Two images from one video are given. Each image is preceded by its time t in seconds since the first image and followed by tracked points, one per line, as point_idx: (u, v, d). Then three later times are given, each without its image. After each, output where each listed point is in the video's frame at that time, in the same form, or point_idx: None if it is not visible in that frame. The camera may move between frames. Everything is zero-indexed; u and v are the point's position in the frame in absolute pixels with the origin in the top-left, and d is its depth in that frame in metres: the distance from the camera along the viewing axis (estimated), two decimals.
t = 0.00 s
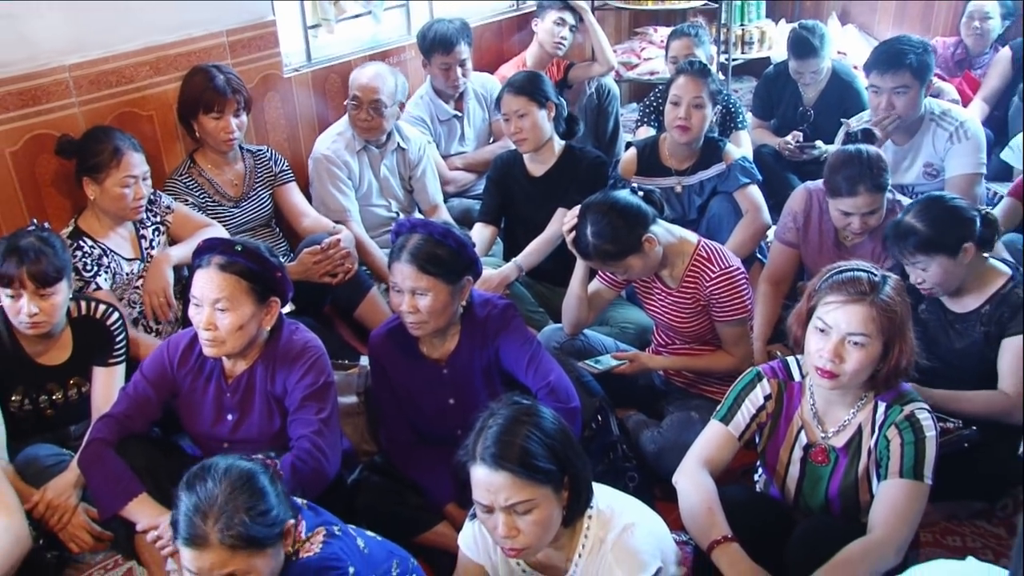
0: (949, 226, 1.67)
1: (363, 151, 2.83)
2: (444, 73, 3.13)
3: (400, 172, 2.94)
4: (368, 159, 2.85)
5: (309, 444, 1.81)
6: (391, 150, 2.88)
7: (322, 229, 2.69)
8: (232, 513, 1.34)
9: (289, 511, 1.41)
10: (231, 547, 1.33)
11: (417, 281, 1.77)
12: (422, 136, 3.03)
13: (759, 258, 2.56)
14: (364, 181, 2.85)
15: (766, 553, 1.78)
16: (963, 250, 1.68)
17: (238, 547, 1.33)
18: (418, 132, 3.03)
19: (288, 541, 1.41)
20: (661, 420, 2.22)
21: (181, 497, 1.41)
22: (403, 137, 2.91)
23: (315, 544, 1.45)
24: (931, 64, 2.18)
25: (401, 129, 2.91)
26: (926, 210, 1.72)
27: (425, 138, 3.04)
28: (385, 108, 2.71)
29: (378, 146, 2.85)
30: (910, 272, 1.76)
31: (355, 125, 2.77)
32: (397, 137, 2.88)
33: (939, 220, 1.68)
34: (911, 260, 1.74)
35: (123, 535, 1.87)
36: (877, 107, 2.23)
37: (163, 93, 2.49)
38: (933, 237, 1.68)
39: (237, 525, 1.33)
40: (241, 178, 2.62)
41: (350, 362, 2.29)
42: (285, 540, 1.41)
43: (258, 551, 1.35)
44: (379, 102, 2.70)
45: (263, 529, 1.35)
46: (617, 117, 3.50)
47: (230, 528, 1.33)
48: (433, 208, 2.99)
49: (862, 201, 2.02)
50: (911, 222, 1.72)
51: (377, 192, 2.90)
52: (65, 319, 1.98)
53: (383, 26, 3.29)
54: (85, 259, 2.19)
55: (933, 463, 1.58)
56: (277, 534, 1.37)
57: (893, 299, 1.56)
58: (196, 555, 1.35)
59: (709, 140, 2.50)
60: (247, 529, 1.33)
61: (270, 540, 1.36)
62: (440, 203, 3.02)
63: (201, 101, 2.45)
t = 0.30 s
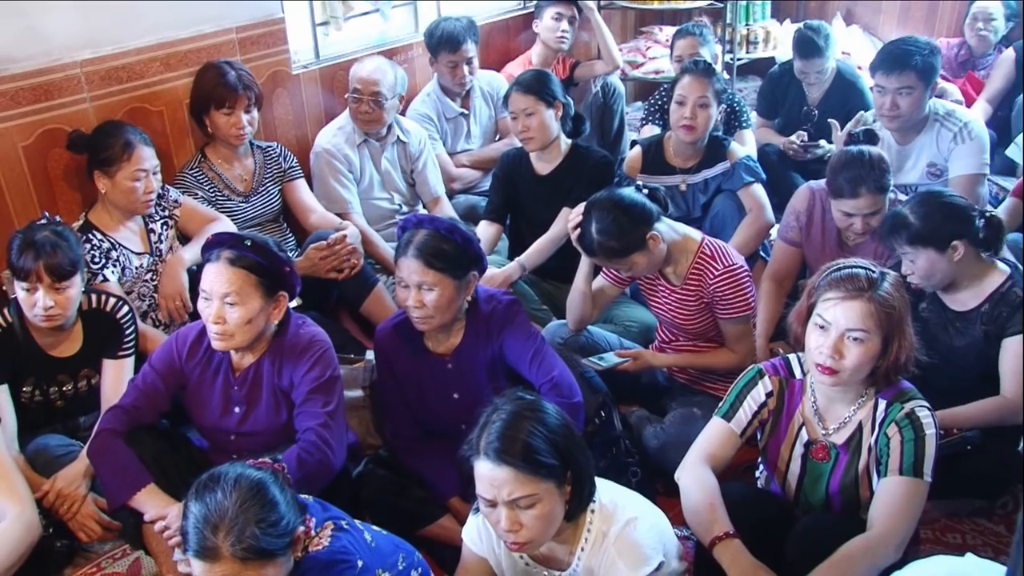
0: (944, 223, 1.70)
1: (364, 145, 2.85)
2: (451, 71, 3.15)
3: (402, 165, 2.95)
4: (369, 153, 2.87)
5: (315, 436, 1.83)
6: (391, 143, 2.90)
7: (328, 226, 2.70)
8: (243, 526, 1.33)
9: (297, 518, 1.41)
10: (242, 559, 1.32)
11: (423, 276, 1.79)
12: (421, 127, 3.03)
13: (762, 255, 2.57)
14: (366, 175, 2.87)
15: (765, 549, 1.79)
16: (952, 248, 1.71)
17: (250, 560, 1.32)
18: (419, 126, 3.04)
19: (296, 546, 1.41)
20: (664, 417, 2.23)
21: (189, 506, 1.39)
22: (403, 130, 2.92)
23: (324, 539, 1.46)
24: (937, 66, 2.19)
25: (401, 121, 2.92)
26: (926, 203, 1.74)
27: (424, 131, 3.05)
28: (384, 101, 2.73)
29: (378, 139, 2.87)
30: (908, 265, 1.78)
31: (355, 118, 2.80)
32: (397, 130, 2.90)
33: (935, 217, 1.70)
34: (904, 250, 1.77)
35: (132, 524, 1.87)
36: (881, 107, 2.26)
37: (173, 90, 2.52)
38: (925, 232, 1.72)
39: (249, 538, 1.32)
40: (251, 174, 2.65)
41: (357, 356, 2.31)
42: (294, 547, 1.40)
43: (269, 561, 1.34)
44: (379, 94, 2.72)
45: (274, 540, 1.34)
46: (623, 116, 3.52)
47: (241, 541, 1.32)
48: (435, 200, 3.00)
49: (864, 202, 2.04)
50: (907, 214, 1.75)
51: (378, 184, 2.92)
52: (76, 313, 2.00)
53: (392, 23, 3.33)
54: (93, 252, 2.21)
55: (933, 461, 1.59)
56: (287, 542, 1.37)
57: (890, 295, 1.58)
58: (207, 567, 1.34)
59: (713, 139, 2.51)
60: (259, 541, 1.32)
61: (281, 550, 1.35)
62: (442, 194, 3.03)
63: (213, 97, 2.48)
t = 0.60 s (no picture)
0: (959, 210, 1.72)
1: (365, 134, 2.86)
2: (460, 62, 3.15)
3: (405, 153, 2.96)
4: (371, 143, 2.88)
5: (323, 424, 1.85)
6: (392, 132, 2.90)
7: (341, 213, 2.72)
8: (247, 510, 1.35)
9: (303, 503, 1.42)
10: (246, 543, 1.34)
11: (431, 265, 1.80)
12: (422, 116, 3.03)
13: (769, 247, 2.57)
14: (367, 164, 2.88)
15: (772, 539, 1.79)
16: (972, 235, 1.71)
17: (253, 543, 1.34)
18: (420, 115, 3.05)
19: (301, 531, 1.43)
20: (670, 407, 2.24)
21: (196, 489, 1.41)
22: (404, 118, 2.93)
23: (331, 524, 1.47)
24: (942, 63, 2.17)
25: (402, 110, 2.93)
26: (938, 193, 1.78)
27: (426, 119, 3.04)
28: (385, 90, 2.73)
29: (378, 128, 2.87)
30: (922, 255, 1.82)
31: (355, 108, 2.81)
32: (397, 119, 2.90)
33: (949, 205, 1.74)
34: (923, 241, 1.80)
35: (142, 510, 1.89)
36: (882, 101, 2.28)
37: (181, 79, 2.53)
38: (944, 220, 1.75)
39: (252, 522, 1.34)
40: (260, 163, 2.66)
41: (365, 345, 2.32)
42: (299, 532, 1.42)
43: (272, 545, 1.36)
44: (379, 84, 2.72)
45: (277, 525, 1.35)
46: (631, 107, 3.49)
47: (245, 525, 1.34)
48: (441, 187, 3.01)
49: (872, 193, 2.04)
50: (923, 204, 1.78)
51: (381, 173, 2.93)
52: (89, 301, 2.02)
53: (400, 14, 3.32)
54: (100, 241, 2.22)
55: (940, 453, 1.60)
56: (292, 527, 1.39)
57: (895, 285, 1.57)
58: (211, 549, 1.36)
59: (721, 130, 2.52)
60: (262, 525, 1.34)
61: (285, 535, 1.37)
62: (446, 181, 3.03)
63: (222, 86, 2.49)
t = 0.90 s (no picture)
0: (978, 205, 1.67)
1: (376, 123, 2.86)
2: (475, 51, 3.15)
3: (416, 141, 2.96)
4: (381, 131, 2.88)
5: (338, 411, 1.85)
6: (403, 119, 2.90)
7: (358, 199, 2.72)
8: (259, 486, 1.36)
9: (315, 483, 1.43)
10: (257, 520, 1.35)
11: (445, 253, 1.81)
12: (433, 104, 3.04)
13: (784, 238, 2.56)
14: (379, 152, 2.89)
15: (784, 531, 1.79)
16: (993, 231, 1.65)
17: (264, 519, 1.35)
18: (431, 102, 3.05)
19: (313, 511, 1.44)
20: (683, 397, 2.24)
21: (210, 467, 1.43)
22: (414, 106, 2.93)
23: (343, 508, 1.48)
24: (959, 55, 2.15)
25: (411, 97, 2.92)
26: (958, 189, 1.74)
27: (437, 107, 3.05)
28: (396, 78, 2.74)
29: (389, 117, 2.87)
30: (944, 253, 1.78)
31: (365, 97, 2.81)
32: (408, 106, 2.91)
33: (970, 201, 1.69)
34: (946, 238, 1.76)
35: (158, 493, 1.94)
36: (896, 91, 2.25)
37: (198, 66, 2.55)
38: (964, 215, 1.69)
39: (263, 498, 1.35)
40: (277, 151, 2.67)
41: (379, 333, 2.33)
42: (311, 512, 1.44)
43: (282, 522, 1.37)
44: (390, 72, 2.72)
45: (288, 503, 1.37)
46: (645, 98, 3.47)
47: (256, 501, 1.35)
48: (452, 174, 3.01)
49: (890, 185, 2.03)
50: (944, 201, 1.75)
51: (393, 161, 2.93)
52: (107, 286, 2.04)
53: (415, 4, 3.35)
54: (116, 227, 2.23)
55: (953, 445, 1.59)
56: (303, 506, 1.40)
57: (908, 276, 1.57)
58: (222, 524, 1.37)
59: (736, 121, 2.51)
60: (273, 502, 1.35)
61: (296, 513, 1.38)
62: (458, 167, 3.04)
63: (240, 74, 2.50)
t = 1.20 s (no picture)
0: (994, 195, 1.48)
1: (386, 113, 2.86)
2: (489, 41, 3.15)
3: (428, 128, 2.97)
4: (391, 120, 2.87)
5: (350, 399, 1.86)
6: (413, 108, 2.90)
7: (369, 189, 2.73)
8: (272, 467, 1.37)
9: (328, 467, 1.44)
10: (270, 500, 1.36)
11: (462, 242, 1.81)
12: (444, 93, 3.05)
13: (798, 230, 2.56)
14: (391, 141, 2.89)
15: (796, 523, 1.79)
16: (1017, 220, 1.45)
17: (276, 500, 1.36)
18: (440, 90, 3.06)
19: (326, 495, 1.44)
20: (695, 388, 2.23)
21: (224, 448, 1.44)
22: (423, 94, 2.93)
23: (355, 494, 1.48)
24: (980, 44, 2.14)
25: (422, 86, 2.93)
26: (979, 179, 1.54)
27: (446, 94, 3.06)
28: (407, 66, 2.73)
29: (399, 105, 2.87)
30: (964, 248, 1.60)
31: (375, 87, 2.81)
32: (418, 95, 2.90)
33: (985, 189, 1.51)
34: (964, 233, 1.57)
35: (172, 480, 1.94)
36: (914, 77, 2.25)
37: (214, 55, 2.57)
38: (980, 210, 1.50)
39: (276, 478, 1.36)
40: (291, 139, 2.67)
41: (392, 322, 2.33)
42: (323, 497, 1.44)
43: (295, 504, 1.38)
44: (402, 61, 2.72)
45: (300, 485, 1.37)
46: (660, 89, 3.47)
47: (269, 480, 1.36)
48: (458, 164, 3.04)
49: (905, 178, 2.02)
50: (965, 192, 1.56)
51: (405, 150, 2.93)
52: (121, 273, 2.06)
53: None
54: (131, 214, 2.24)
55: (968, 439, 1.58)
56: (316, 489, 1.40)
57: (922, 269, 1.56)
58: (235, 504, 1.38)
59: (750, 112, 2.50)
60: (286, 482, 1.36)
61: (308, 496, 1.39)
62: (466, 159, 3.07)
63: (256, 62, 2.51)
